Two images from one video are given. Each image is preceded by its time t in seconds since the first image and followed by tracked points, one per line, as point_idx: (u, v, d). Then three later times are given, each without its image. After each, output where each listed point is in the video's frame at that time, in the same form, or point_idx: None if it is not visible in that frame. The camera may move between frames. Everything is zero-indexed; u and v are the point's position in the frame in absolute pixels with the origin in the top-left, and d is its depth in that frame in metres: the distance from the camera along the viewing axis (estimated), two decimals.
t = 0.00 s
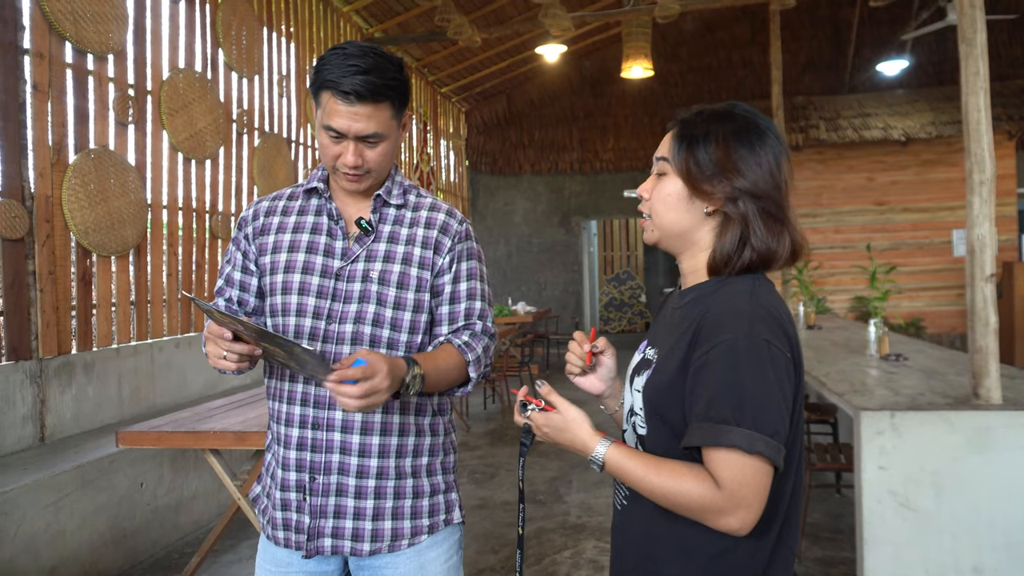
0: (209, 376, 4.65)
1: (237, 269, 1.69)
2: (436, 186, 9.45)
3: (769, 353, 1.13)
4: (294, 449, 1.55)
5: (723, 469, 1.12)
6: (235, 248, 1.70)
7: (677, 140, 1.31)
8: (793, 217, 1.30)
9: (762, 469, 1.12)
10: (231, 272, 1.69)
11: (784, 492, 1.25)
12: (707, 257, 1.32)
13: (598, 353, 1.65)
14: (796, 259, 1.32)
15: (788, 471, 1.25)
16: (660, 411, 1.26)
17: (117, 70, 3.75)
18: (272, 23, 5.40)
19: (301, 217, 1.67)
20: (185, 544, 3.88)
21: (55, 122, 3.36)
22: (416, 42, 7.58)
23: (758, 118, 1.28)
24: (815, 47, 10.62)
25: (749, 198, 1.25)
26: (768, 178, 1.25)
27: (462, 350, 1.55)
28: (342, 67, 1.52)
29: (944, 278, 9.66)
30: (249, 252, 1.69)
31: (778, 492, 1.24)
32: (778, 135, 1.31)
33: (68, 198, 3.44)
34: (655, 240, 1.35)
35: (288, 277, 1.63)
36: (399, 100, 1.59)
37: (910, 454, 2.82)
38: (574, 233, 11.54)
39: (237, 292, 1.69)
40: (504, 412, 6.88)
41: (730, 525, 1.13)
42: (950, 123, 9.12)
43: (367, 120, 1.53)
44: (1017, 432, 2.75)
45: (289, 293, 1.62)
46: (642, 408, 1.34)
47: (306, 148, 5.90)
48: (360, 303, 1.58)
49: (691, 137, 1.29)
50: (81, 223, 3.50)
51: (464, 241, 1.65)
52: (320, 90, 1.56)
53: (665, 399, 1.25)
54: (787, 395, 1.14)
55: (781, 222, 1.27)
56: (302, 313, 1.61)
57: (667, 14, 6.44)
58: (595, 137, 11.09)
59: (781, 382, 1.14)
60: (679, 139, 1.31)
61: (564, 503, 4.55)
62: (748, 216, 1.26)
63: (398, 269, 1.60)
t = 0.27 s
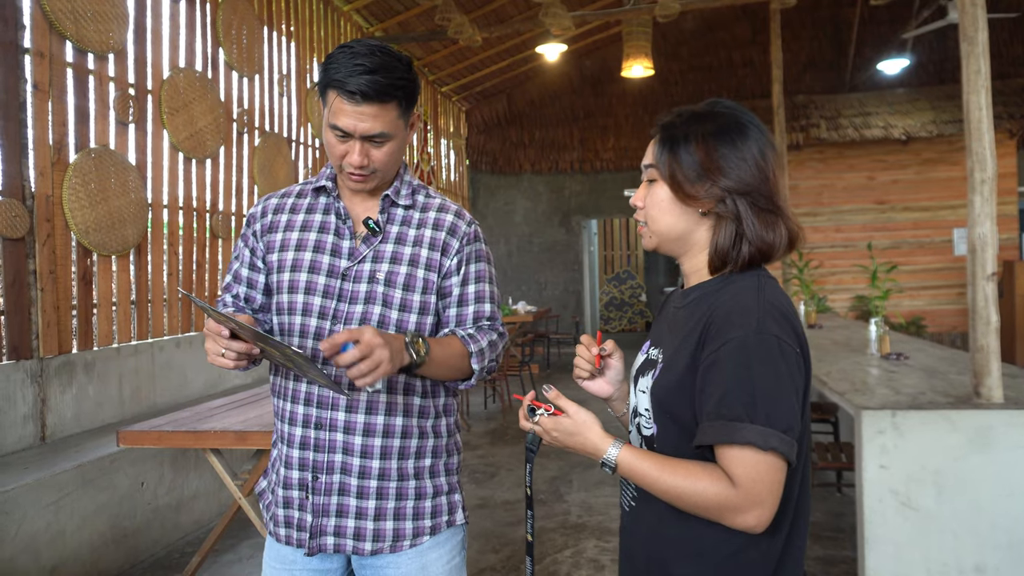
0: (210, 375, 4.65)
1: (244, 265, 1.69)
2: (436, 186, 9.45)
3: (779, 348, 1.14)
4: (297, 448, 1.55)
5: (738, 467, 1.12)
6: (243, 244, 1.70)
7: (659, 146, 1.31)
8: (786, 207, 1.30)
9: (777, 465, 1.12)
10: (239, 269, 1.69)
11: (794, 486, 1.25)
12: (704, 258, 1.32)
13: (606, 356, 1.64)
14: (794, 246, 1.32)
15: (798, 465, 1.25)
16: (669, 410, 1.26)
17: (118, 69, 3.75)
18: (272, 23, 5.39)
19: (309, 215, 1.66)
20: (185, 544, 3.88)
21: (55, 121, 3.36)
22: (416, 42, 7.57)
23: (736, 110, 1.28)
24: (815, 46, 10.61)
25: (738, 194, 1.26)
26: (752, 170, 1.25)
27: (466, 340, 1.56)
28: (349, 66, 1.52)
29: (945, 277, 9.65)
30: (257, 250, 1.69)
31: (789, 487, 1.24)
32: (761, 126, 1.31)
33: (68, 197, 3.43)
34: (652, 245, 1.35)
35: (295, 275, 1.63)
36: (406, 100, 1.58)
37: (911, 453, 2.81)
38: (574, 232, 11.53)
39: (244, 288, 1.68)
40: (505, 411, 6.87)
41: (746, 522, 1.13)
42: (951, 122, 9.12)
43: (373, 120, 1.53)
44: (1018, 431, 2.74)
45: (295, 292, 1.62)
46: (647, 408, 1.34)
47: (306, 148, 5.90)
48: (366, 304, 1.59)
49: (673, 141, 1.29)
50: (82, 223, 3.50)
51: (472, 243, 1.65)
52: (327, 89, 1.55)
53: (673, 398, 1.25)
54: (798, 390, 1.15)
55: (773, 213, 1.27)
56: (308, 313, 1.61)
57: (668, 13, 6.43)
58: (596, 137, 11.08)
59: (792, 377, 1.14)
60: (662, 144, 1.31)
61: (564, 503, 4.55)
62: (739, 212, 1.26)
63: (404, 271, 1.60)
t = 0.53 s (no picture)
0: (209, 374, 4.65)
1: (252, 265, 1.69)
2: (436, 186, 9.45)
3: (777, 344, 1.14)
4: (303, 448, 1.56)
5: (743, 464, 1.12)
6: (251, 244, 1.70)
7: (638, 152, 1.31)
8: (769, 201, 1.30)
9: (781, 459, 1.12)
10: (247, 269, 1.69)
11: (798, 477, 1.25)
12: (694, 261, 1.32)
13: (601, 359, 1.64)
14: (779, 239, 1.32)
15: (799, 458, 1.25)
16: (670, 411, 1.26)
17: (118, 67, 3.75)
18: (272, 21, 5.39)
19: (315, 215, 1.67)
20: (184, 543, 3.88)
21: (55, 120, 3.36)
22: (416, 41, 7.56)
23: (712, 110, 1.28)
24: (816, 47, 10.60)
25: (719, 194, 1.26)
26: (733, 169, 1.25)
27: (469, 341, 1.53)
28: (351, 62, 1.52)
29: (945, 278, 9.65)
30: (264, 249, 1.69)
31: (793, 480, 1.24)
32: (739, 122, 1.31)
33: (68, 195, 3.43)
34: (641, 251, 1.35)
35: (301, 275, 1.63)
36: (408, 97, 1.58)
37: (911, 454, 2.81)
38: (574, 232, 11.53)
39: (251, 289, 1.69)
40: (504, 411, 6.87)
41: (756, 520, 1.13)
42: (951, 123, 9.12)
43: (375, 116, 1.53)
44: (1017, 431, 2.74)
45: (301, 292, 1.63)
46: (646, 412, 1.33)
47: (306, 147, 5.90)
48: (371, 304, 1.58)
49: (652, 146, 1.29)
50: (81, 222, 3.50)
51: (478, 243, 1.64)
52: (329, 87, 1.56)
53: (672, 399, 1.25)
54: (797, 383, 1.15)
55: (756, 209, 1.27)
56: (313, 313, 1.61)
57: (669, 12, 6.43)
58: (596, 136, 11.07)
59: (791, 371, 1.14)
60: (641, 149, 1.31)
61: (563, 503, 4.55)
62: (722, 212, 1.27)
63: (409, 271, 1.59)
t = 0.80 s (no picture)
0: (206, 375, 4.64)
1: (254, 268, 1.69)
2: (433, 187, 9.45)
3: (766, 344, 1.13)
4: (304, 450, 1.55)
5: (737, 466, 1.11)
6: (253, 246, 1.70)
7: (620, 158, 1.31)
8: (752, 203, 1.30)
9: (776, 459, 1.12)
10: (249, 271, 1.69)
11: (792, 476, 1.25)
12: (680, 266, 1.32)
13: (589, 363, 1.64)
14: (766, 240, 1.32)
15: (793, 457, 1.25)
16: (662, 415, 1.26)
17: (115, 68, 3.74)
18: (269, 22, 5.38)
19: (317, 217, 1.67)
20: (181, 544, 3.87)
21: (52, 120, 3.35)
22: (414, 42, 7.56)
23: (691, 113, 1.28)
24: (813, 48, 10.61)
25: (701, 198, 1.26)
26: (713, 173, 1.25)
27: (475, 352, 1.53)
28: (347, 45, 1.53)
29: (942, 279, 9.67)
30: (267, 252, 1.69)
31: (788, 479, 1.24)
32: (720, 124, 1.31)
33: (65, 196, 3.42)
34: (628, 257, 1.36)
35: (302, 277, 1.63)
36: (404, 84, 1.58)
37: (908, 455, 2.82)
38: (571, 233, 11.53)
39: (254, 291, 1.69)
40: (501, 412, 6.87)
41: (752, 521, 1.13)
42: (948, 125, 9.14)
43: (367, 99, 1.53)
44: (1014, 433, 2.75)
45: (303, 294, 1.63)
46: (638, 416, 1.33)
47: (304, 148, 5.90)
48: (372, 306, 1.58)
49: (633, 152, 1.30)
50: (78, 222, 3.49)
51: (480, 244, 1.64)
52: (326, 73, 1.56)
53: (663, 403, 1.25)
54: (787, 383, 1.15)
55: (740, 211, 1.27)
56: (315, 314, 1.61)
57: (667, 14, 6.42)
58: (593, 138, 11.06)
59: (780, 371, 1.14)
60: (623, 156, 1.31)
61: (561, 504, 4.55)
62: (706, 216, 1.27)
63: (411, 272, 1.59)
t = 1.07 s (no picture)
0: (203, 376, 4.63)
1: (254, 268, 1.69)
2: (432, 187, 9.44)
3: (761, 348, 1.13)
4: (302, 450, 1.55)
5: (731, 470, 1.11)
6: (253, 247, 1.70)
7: (613, 159, 1.32)
8: (746, 203, 1.30)
9: (771, 464, 1.12)
10: (249, 271, 1.69)
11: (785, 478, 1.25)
12: (674, 267, 1.33)
13: (580, 362, 1.64)
14: (760, 241, 1.32)
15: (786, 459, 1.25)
16: (656, 417, 1.26)
17: (112, 68, 3.73)
18: (268, 23, 5.38)
19: (316, 218, 1.67)
20: (178, 545, 3.86)
21: (49, 120, 3.35)
22: (412, 43, 7.55)
23: (685, 114, 1.28)
24: (811, 50, 10.62)
25: (694, 200, 1.26)
26: (705, 174, 1.25)
27: (471, 357, 1.53)
28: (338, 65, 1.52)
29: (939, 281, 9.68)
30: (266, 252, 1.69)
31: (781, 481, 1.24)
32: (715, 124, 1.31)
33: (62, 196, 3.42)
34: (622, 257, 1.36)
35: (302, 277, 1.63)
36: (399, 94, 1.57)
37: (905, 457, 2.82)
38: (570, 234, 11.53)
39: (254, 291, 1.69)
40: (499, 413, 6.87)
41: (748, 526, 1.13)
42: (945, 127, 9.15)
43: (366, 117, 1.52)
44: (1011, 435, 2.75)
45: (302, 293, 1.63)
46: (633, 417, 1.33)
47: (302, 148, 5.89)
48: (372, 305, 1.58)
49: (626, 153, 1.30)
50: (75, 222, 3.48)
51: (479, 244, 1.64)
52: (319, 92, 1.55)
53: (658, 406, 1.25)
54: (781, 387, 1.15)
55: (734, 214, 1.27)
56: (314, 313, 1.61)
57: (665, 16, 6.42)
58: (592, 138, 11.04)
59: (775, 375, 1.14)
60: (616, 156, 1.32)
61: (558, 505, 4.54)
62: (700, 218, 1.27)
63: (410, 272, 1.59)
